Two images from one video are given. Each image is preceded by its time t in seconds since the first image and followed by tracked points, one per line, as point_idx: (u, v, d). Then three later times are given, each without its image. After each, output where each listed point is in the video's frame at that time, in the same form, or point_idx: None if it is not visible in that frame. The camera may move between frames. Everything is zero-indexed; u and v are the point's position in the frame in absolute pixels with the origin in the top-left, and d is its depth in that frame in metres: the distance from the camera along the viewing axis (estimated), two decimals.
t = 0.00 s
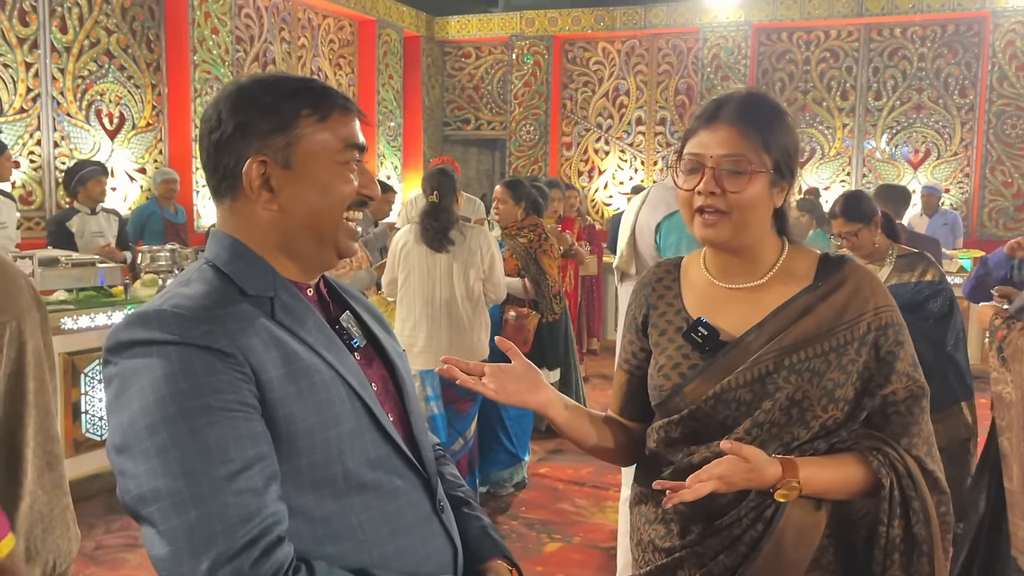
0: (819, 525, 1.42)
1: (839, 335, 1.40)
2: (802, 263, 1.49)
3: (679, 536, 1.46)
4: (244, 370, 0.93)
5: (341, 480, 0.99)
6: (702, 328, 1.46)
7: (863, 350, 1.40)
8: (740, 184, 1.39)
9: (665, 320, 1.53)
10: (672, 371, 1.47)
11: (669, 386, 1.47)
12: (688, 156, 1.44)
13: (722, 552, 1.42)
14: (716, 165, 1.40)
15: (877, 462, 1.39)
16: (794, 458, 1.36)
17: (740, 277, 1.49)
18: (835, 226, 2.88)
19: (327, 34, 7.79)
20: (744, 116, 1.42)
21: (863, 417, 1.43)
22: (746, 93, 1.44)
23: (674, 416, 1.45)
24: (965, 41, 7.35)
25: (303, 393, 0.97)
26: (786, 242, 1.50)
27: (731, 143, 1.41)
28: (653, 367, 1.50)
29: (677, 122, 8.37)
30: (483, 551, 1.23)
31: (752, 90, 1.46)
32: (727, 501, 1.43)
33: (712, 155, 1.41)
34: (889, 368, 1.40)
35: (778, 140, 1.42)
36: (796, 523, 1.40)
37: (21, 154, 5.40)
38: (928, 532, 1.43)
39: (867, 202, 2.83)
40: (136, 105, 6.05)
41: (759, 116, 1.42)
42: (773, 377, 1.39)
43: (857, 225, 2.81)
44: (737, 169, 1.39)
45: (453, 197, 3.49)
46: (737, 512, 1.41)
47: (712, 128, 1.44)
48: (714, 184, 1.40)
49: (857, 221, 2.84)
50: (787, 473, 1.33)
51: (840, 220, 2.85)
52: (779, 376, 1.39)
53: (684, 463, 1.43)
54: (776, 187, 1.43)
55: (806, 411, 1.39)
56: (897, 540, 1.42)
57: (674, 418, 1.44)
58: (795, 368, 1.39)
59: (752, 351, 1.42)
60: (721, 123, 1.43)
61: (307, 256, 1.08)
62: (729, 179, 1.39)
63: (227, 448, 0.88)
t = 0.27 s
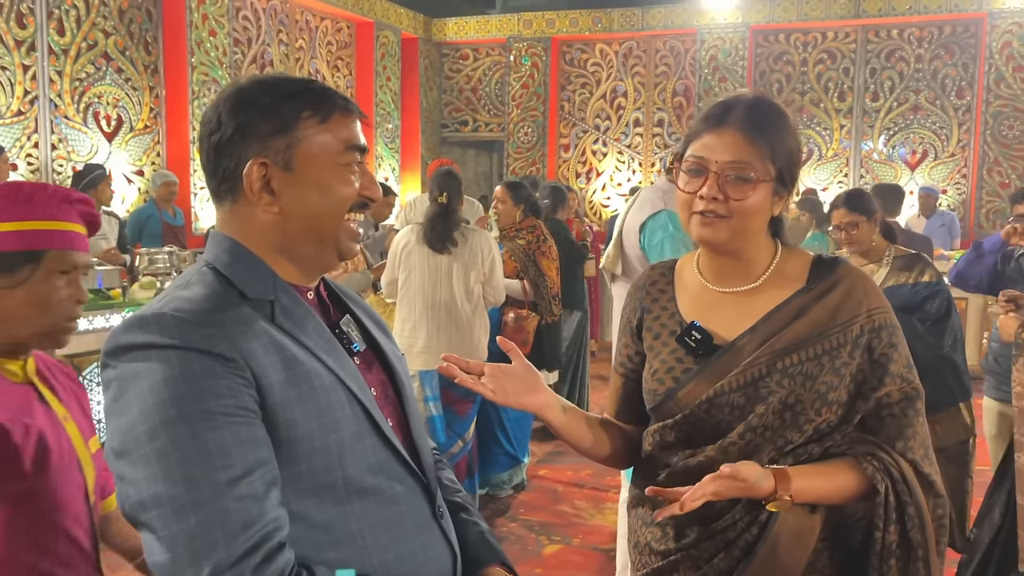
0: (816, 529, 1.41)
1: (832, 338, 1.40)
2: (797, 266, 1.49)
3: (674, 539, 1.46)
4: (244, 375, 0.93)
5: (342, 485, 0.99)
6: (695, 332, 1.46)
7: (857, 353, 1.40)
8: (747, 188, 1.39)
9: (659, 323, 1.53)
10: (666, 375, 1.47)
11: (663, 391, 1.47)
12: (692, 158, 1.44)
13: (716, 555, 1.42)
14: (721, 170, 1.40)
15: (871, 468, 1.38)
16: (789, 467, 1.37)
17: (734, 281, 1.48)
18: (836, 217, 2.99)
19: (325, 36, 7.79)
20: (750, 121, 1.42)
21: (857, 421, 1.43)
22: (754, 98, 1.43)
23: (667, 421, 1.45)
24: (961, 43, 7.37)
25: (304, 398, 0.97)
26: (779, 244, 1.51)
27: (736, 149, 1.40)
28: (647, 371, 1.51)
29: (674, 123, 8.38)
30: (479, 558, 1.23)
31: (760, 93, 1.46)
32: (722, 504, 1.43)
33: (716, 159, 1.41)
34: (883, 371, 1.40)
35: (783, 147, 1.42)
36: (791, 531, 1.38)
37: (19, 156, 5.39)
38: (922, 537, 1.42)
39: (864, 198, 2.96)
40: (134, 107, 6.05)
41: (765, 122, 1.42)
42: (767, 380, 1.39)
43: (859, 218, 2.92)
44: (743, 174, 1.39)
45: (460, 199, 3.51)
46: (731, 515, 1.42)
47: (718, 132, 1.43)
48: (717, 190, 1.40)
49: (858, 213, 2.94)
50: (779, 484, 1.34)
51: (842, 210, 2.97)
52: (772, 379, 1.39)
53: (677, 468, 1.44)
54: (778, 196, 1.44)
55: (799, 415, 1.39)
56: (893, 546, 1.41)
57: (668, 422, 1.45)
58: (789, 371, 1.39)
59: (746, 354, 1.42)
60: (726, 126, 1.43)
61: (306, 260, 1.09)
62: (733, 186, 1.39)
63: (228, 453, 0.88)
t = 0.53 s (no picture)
0: (811, 531, 1.41)
1: (831, 343, 1.40)
2: (799, 266, 1.48)
3: (666, 540, 1.46)
4: (242, 378, 0.92)
5: (336, 492, 0.98)
6: (694, 331, 1.45)
7: (855, 358, 1.39)
8: (754, 185, 1.39)
9: (659, 320, 1.52)
10: (663, 373, 1.46)
11: (660, 390, 1.46)
12: (698, 158, 1.44)
13: (709, 557, 1.42)
14: (729, 167, 1.40)
15: (873, 477, 1.38)
16: (790, 473, 1.35)
17: (737, 279, 1.48)
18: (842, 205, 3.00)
19: (321, 37, 7.78)
20: (750, 115, 1.43)
21: (857, 427, 1.41)
22: (754, 92, 1.44)
23: (663, 419, 1.45)
24: (957, 43, 7.38)
25: (301, 402, 0.96)
26: (782, 244, 1.50)
27: (741, 144, 1.41)
28: (645, 368, 1.49)
29: (671, 123, 8.37)
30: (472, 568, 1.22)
31: (760, 90, 1.47)
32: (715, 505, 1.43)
33: (725, 157, 1.41)
34: (882, 377, 1.40)
35: (787, 143, 1.43)
36: (786, 533, 1.40)
37: (15, 158, 5.37)
38: (922, 547, 1.41)
39: (867, 193, 3.00)
40: (130, 109, 6.04)
41: (766, 114, 1.43)
42: (764, 383, 1.39)
43: (863, 209, 2.93)
44: (749, 172, 1.39)
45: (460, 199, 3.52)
46: (725, 517, 1.42)
47: (722, 129, 1.43)
48: (728, 187, 1.40)
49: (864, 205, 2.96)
50: (783, 490, 1.31)
51: (849, 200, 2.99)
52: (770, 382, 1.38)
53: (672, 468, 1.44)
54: (785, 189, 1.44)
55: (796, 419, 1.38)
56: (892, 555, 1.40)
57: (664, 421, 1.44)
58: (787, 374, 1.39)
59: (743, 357, 1.41)
60: (732, 124, 1.43)
61: (307, 258, 1.08)
62: (743, 181, 1.40)
63: (223, 459, 0.87)
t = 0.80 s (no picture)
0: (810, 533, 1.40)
1: (831, 343, 1.39)
2: (797, 265, 1.48)
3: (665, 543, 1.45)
4: (234, 383, 0.90)
5: (328, 498, 0.97)
6: (693, 332, 1.44)
7: (854, 358, 1.39)
8: (760, 180, 1.40)
9: (656, 321, 1.50)
10: (661, 375, 1.45)
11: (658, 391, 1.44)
12: (700, 153, 1.43)
13: (709, 560, 1.41)
14: (734, 162, 1.40)
15: (865, 478, 1.37)
16: (781, 473, 1.36)
17: (736, 278, 1.47)
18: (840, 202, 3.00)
19: (316, 37, 7.76)
20: (756, 113, 1.43)
21: (852, 426, 1.41)
22: (758, 91, 1.44)
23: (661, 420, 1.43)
24: (952, 42, 7.39)
25: (295, 407, 0.95)
26: (779, 245, 1.50)
27: (747, 140, 1.41)
28: (641, 370, 1.48)
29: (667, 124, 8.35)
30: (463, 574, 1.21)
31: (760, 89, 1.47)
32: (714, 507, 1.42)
33: (730, 151, 1.41)
34: (881, 377, 1.39)
35: (791, 141, 1.44)
36: (782, 536, 1.38)
37: (8, 159, 5.35)
38: (915, 550, 1.40)
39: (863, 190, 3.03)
40: (124, 109, 6.01)
41: (770, 113, 1.44)
42: (762, 385, 1.38)
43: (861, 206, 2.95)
44: (755, 167, 1.39)
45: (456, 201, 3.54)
46: (724, 519, 1.40)
47: (727, 125, 1.43)
48: (734, 180, 1.40)
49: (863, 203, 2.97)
50: (769, 491, 1.33)
51: (848, 197, 2.99)
52: (769, 384, 1.37)
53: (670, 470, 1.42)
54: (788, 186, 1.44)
55: (796, 420, 1.38)
56: (884, 556, 1.39)
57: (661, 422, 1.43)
58: (786, 376, 1.37)
59: (742, 357, 1.40)
60: (736, 121, 1.43)
61: (303, 257, 1.07)
62: (750, 176, 1.40)
63: (214, 465, 0.86)
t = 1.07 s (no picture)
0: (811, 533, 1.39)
1: (835, 341, 1.38)
2: (800, 262, 1.47)
3: (666, 543, 1.44)
4: (232, 387, 0.89)
5: (323, 502, 0.96)
6: (696, 328, 1.43)
7: (858, 357, 1.38)
8: (761, 176, 1.39)
9: (659, 318, 1.49)
10: (665, 371, 1.43)
11: (661, 388, 1.42)
12: (702, 147, 1.43)
13: (711, 559, 1.40)
14: (737, 157, 1.39)
15: (866, 476, 1.36)
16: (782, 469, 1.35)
17: (739, 275, 1.46)
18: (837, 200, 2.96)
19: (311, 37, 7.73)
20: (760, 109, 1.42)
21: (855, 424, 1.40)
22: (763, 87, 1.44)
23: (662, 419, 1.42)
24: (947, 42, 7.39)
25: (292, 411, 0.94)
26: (781, 242, 1.49)
27: (750, 136, 1.40)
28: (644, 367, 1.47)
29: (662, 123, 8.35)
30: None
31: (764, 84, 1.46)
32: (716, 507, 1.41)
33: (732, 146, 1.40)
34: (885, 374, 1.38)
35: (794, 137, 1.43)
36: (785, 535, 1.37)
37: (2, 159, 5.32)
38: (916, 549, 1.40)
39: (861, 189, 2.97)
40: (118, 109, 5.99)
41: (774, 109, 1.43)
42: (767, 382, 1.37)
43: (856, 204, 2.91)
44: (756, 164, 1.39)
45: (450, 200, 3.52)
46: (725, 518, 1.40)
47: (729, 120, 1.43)
48: (735, 176, 1.39)
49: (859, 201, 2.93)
50: (770, 487, 1.32)
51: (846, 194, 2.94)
52: (773, 381, 1.37)
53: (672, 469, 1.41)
54: (791, 182, 1.44)
55: (800, 417, 1.37)
56: (885, 556, 1.38)
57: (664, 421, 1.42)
58: (790, 373, 1.37)
59: (747, 354, 1.38)
60: (738, 116, 1.42)
61: (301, 256, 1.06)
62: (753, 172, 1.39)
63: (211, 471, 0.85)
